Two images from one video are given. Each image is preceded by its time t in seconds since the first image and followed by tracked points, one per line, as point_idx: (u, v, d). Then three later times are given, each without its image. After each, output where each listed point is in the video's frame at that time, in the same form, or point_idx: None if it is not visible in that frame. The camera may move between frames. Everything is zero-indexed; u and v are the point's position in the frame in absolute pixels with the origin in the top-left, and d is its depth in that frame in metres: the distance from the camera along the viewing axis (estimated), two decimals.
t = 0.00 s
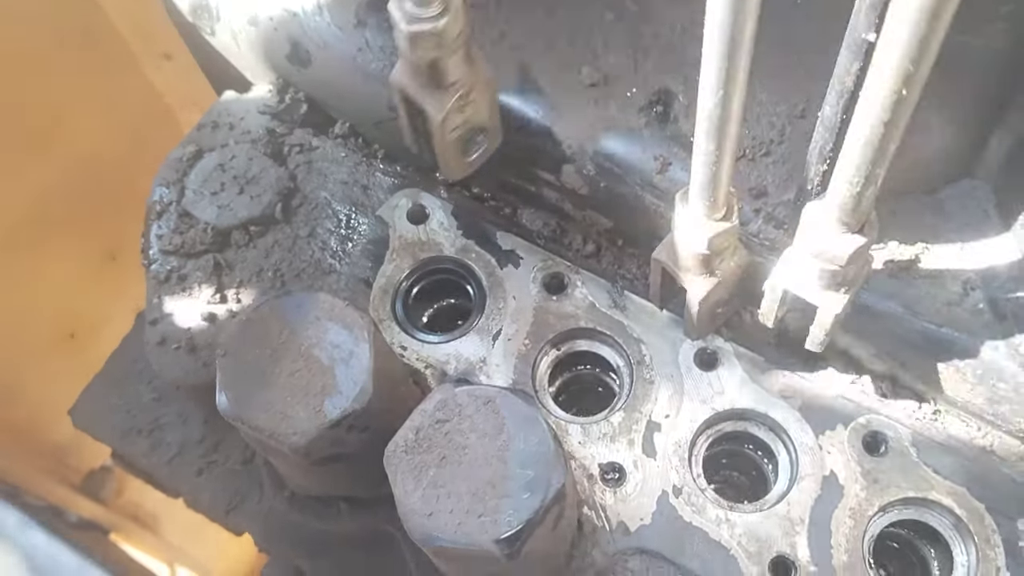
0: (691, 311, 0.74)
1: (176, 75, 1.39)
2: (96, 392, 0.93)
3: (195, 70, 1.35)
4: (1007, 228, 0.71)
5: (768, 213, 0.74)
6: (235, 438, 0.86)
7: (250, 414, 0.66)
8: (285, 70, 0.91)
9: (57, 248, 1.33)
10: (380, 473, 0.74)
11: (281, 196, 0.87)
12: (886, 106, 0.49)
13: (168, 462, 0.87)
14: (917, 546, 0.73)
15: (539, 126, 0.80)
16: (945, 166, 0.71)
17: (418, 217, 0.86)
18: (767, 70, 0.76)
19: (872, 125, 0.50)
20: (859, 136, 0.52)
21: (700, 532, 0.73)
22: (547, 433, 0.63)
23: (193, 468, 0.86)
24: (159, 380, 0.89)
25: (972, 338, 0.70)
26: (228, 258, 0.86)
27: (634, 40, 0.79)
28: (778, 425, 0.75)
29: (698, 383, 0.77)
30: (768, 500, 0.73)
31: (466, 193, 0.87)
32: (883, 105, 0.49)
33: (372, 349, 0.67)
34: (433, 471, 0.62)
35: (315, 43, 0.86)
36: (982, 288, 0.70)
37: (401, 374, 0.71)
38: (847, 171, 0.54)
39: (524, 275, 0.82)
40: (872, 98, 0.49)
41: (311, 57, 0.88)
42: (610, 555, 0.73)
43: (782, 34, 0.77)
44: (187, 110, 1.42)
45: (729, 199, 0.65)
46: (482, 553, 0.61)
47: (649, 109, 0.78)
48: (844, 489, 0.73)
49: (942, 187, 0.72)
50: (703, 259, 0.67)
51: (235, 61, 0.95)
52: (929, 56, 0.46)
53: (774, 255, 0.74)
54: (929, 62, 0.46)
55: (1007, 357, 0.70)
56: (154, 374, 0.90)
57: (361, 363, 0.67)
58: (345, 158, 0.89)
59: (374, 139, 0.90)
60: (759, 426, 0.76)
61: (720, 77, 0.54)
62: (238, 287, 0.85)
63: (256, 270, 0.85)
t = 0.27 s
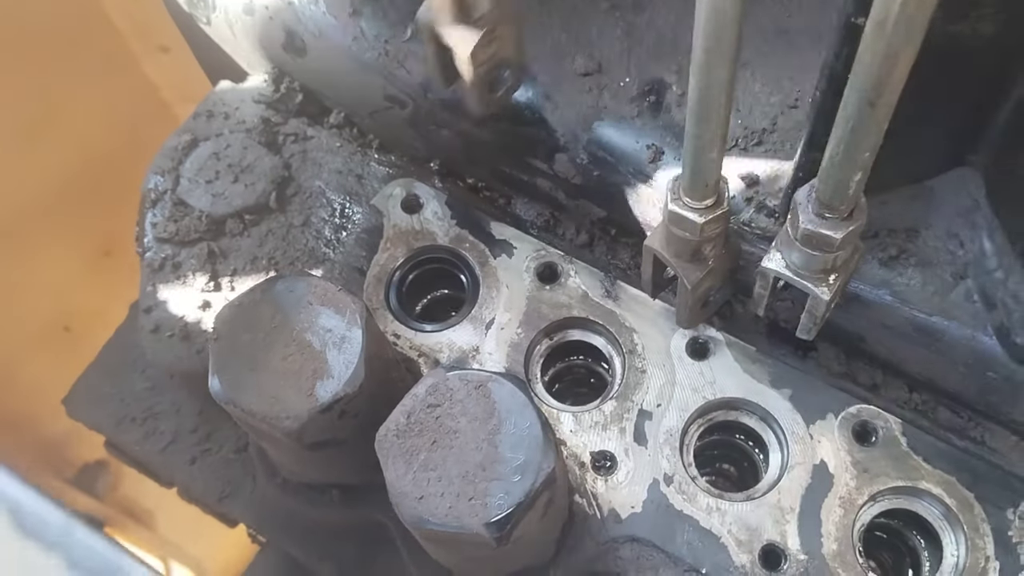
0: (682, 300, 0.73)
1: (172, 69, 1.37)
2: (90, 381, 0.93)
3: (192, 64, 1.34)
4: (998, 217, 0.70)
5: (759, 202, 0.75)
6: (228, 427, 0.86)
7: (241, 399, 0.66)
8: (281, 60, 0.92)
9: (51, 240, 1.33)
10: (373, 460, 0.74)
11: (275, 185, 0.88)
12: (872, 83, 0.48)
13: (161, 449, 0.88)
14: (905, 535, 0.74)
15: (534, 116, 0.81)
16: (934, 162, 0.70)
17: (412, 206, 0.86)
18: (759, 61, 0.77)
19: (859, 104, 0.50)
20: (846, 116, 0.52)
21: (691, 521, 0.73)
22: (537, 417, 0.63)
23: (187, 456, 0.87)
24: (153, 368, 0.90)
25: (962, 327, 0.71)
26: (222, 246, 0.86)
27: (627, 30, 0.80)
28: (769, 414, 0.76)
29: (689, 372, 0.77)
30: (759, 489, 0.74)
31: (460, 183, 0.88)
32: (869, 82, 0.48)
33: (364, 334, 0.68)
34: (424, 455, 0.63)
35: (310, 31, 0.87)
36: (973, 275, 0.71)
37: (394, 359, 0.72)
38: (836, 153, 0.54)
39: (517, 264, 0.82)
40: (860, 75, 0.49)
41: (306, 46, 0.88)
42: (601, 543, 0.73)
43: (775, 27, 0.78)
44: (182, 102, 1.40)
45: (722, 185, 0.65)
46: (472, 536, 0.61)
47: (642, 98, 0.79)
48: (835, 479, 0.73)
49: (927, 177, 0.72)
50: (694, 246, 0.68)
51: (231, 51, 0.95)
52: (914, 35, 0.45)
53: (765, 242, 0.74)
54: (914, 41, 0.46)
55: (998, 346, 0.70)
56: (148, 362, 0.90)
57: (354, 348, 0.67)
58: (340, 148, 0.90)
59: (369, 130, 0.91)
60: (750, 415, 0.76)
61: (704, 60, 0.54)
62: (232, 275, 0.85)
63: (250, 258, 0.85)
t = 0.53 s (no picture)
0: (681, 304, 0.73)
1: (171, 71, 1.37)
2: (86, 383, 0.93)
3: (191, 65, 1.35)
4: (998, 222, 0.70)
5: (759, 207, 0.75)
6: (225, 430, 0.86)
7: (239, 403, 0.66)
8: (279, 62, 0.92)
9: (48, 242, 1.32)
10: (370, 464, 0.74)
11: (273, 187, 0.87)
12: (872, 87, 0.48)
13: (157, 452, 0.87)
14: (906, 542, 0.73)
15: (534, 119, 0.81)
16: (935, 167, 0.69)
17: (410, 210, 0.86)
18: (759, 65, 0.77)
19: (859, 108, 0.50)
20: (846, 121, 0.51)
21: (690, 527, 0.73)
22: (536, 421, 0.63)
23: (184, 459, 0.86)
24: (150, 371, 0.89)
25: (962, 333, 0.71)
26: (219, 248, 0.86)
27: (626, 33, 0.80)
28: (768, 419, 0.76)
29: (688, 376, 0.77)
30: (758, 494, 0.73)
31: (459, 187, 0.88)
32: (869, 86, 0.48)
33: (363, 337, 0.68)
34: (422, 460, 0.62)
35: (309, 34, 0.87)
36: (973, 279, 0.71)
37: (392, 363, 0.72)
38: (836, 157, 0.54)
39: (516, 268, 0.82)
40: (860, 79, 0.48)
41: (305, 49, 0.88)
42: (600, 548, 0.73)
43: (775, 31, 0.78)
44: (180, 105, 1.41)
45: (722, 190, 0.65)
46: (471, 541, 0.60)
47: (641, 102, 0.79)
48: (835, 485, 0.73)
49: (929, 182, 0.71)
50: (694, 250, 0.67)
51: (229, 53, 0.95)
52: (915, 39, 0.45)
53: (764, 247, 0.74)
54: (916, 45, 0.45)
55: (997, 351, 0.70)
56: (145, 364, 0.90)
57: (351, 352, 0.67)
58: (338, 150, 0.90)
59: (367, 132, 0.91)
60: (749, 419, 0.76)
61: (704, 63, 0.53)
62: (230, 278, 0.85)
63: (248, 261, 0.85)
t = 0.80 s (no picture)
0: (685, 312, 0.72)
1: (169, 71, 1.37)
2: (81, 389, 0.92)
3: (189, 67, 1.35)
4: (1008, 230, 0.69)
5: (765, 214, 0.74)
6: (222, 438, 0.85)
7: (237, 411, 0.65)
8: (279, 64, 0.90)
9: (48, 242, 1.31)
10: (370, 472, 0.73)
11: (272, 191, 0.86)
12: (885, 93, 0.47)
13: (154, 459, 0.86)
14: (912, 552, 0.72)
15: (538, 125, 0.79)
16: (945, 174, 0.68)
17: (411, 215, 0.85)
18: (765, 69, 0.76)
19: (871, 115, 0.49)
20: (858, 128, 0.50)
21: (694, 537, 0.72)
22: (539, 431, 0.62)
23: (180, 467, 0.85)
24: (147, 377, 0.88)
25: (971, 342, 0.70)
26: (218, 253, 0.85)
27: (631, 35, 0.80)
28: (773, 428, 0.74)
29: (692, 384, 0.76)
30: (763, 504, 0.72)
31: (461, 192, 0.87)
32: (882, 93, 0.47)
33: (363, 345, 0.67)
34: (423, 470, 0.61)
35: (309, 36, 0.86)
36: (982, 287, 0.70)
37: (392, 371, 0.71)
38: (847, 165, 0.53)
39: (518, 274, 0.81)
40: (873, 86, 0.47)
41: (306, 52, 0.87)
42: (602, 558, 0.72)
43: (781, 35, 0.77)
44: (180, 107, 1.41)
45: (728, 197, 0.64)
46: (472, 553, 0.59)
47: (646, 107, 0.78)
48: (841, 495, 0.72)
49: (938, 189, 0.70)
50: (700, 257, 0.66)
51: (228, 55, 0.94)
52: (930, 45, 0.44)
53: (770, 255, 0.74)
54: (931, 52, 0.44)
55: (1007, 361, 0.69)
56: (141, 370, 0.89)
57: (352, 360, 0.66)
58: (338, 155, 0.89)
59: (368, 136, 0.90)
60: (753, 428, 0.75)
61: (713, 69, 0.52)
62: (228, 283, 0.84)
63: (246, 266, 0.84)
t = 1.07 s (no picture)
0: (681, 308, 0.72)
1: (166, 69, 1.34)
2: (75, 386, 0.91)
3: (187, 64, 1.31)
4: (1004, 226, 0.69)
5: (762, 210, 0.74)
6: (217, 434, 0.85)
7: (231, 406, 0.64)
8: (275, 61, 0.90)
9: (44, 240, 1.31)
10: (365, 468, 0.72)
11: (268, 187, 0.86)
12: (881, 87, 0.47)
13: (148, 456, 0.86)
14: (907, 550, 0.72)
15: (534, 120, 0.80)
16: (940, 170, 0.69)
17: (406, 211, 0.85)
18: (762, 66, 0.76)
19: (867, 109, 0.49)
20: (853, 122, 0.50)
21: (689, 534, 0.72)
22: (534, 426, 0.61)
23: (175, 463, 0.85)
24: (142, 373, 0.88)
25: (966, 338, 0.69)
26: (213, 249, 0.85)
27: (628, 32, 0.80)
28: (768, 425, 0.74)
29: (688, 381, 0.76)
30: (758, 501, 0.72)
31: (457, 188, 0.87)
32: (878, 86, 0.47)
33: (357, 340, 0.66)
34: (417, 465, 0.61)
35: (305, 33, 0.86)
36: (978, 285, 0.70)
37: (387, 367, 0.70)
38: (842, 159, 0.53)
39: (515, 270, 0.81)
40: (868, 80, 0.47)
41: (302, 48, 0.87)
42: (598, 555, 0.72)
43: (777, 32, 0.77)
44: (176, 105, 1.39)
45: (724, 193, 0.64)
46: (466, 549, 0.59)
47: (643, 103, 0.78)
48: (836, 492, 0.72)
49: (935, 185, 0.70)
50: (695, 253, 0.66)
51: (225, 52, 0.94)
52: (925, 39, 0.44)
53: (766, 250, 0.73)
54: (925, 46, 0.44)
55: (1002, 357, 0.69)
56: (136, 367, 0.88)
57: (346, 355, 0.66)
58: (334, 151, 0.89)
59: (364, 132, 0.90)
60: (749, 425, 0.75)
61: (708, 63, 0.52)
62: (223, 279, 0.84)
63: (242, 262, 0.84)
